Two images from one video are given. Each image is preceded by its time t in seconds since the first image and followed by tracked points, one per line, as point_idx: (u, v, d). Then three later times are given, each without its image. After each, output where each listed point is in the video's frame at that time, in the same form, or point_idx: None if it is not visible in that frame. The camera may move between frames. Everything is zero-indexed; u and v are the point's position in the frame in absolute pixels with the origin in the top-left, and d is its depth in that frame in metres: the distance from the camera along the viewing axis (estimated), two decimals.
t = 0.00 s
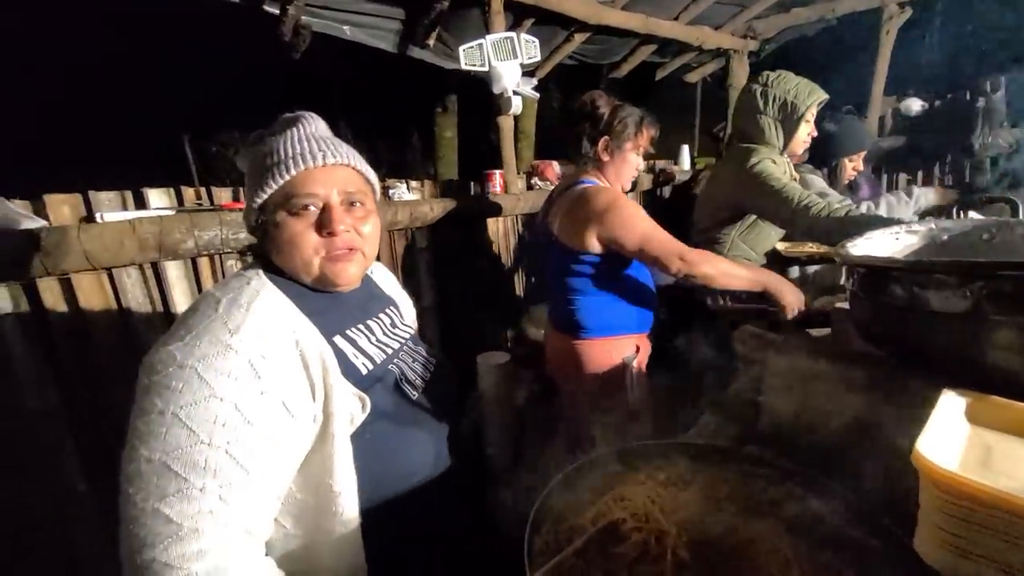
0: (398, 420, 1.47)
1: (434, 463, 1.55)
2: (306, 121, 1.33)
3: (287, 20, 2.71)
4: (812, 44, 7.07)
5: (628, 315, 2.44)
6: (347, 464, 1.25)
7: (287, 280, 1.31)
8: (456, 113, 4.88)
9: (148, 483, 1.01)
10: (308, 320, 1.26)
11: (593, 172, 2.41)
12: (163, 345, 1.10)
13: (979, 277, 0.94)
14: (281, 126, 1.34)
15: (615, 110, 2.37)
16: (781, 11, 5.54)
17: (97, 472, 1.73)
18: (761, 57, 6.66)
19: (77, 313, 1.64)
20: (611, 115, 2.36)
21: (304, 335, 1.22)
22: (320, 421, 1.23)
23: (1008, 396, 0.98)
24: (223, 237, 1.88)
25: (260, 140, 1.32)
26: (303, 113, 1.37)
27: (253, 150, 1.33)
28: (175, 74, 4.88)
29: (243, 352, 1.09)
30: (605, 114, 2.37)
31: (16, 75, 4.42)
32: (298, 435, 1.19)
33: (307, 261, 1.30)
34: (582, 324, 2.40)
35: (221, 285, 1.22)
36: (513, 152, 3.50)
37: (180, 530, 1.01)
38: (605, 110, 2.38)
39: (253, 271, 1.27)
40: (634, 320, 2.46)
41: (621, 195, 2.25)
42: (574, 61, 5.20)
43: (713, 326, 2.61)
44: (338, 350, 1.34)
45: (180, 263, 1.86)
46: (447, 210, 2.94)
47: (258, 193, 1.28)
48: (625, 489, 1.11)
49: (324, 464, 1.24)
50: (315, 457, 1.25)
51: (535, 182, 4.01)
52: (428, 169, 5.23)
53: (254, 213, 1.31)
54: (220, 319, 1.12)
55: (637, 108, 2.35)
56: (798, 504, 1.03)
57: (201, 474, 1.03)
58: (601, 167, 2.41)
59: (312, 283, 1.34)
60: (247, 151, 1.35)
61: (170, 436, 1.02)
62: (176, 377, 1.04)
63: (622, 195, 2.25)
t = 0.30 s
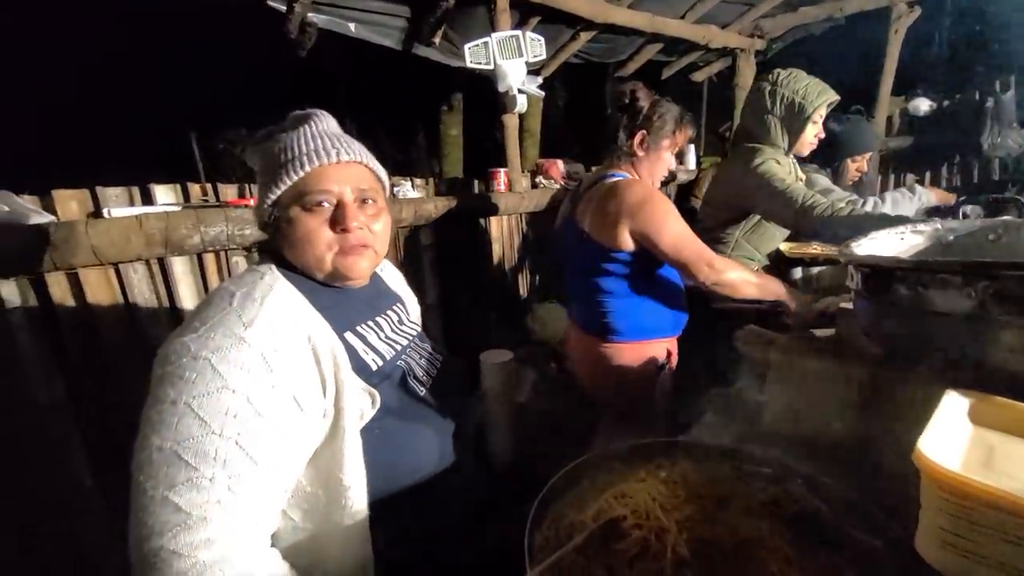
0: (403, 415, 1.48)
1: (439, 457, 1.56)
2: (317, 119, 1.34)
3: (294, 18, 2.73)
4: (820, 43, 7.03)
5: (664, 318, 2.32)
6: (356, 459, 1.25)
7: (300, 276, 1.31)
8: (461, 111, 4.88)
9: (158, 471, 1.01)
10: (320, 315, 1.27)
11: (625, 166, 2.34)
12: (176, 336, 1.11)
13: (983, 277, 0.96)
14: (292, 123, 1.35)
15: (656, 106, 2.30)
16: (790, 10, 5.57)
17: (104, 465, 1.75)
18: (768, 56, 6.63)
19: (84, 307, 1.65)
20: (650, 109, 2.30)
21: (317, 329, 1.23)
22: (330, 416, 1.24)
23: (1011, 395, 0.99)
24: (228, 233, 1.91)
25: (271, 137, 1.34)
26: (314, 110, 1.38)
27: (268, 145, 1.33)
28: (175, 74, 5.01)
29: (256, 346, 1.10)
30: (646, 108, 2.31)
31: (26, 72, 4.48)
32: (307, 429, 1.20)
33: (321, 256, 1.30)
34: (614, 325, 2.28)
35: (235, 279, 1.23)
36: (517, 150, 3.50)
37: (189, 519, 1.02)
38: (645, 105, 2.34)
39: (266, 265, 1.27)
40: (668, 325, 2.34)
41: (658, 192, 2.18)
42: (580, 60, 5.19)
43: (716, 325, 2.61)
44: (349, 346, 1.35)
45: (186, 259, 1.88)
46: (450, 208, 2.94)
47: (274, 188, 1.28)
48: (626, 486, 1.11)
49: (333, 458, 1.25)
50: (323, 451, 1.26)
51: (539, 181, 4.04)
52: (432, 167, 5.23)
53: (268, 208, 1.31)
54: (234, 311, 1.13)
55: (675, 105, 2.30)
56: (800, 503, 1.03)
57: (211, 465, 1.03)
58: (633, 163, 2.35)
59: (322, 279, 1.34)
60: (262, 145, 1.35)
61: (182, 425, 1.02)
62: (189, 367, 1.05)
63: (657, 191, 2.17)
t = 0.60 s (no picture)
0: (404, 413, 1.48)
1: (442, 453, 1.56)
2: (319, 116, 1.31)
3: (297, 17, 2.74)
4: (825, 43, 7.01)
5: (674, 317, 2.23)
6: (358, 456, 1.26)
7: (307, 271, 1.31)
8: (463, 110, 4.89)
9: (162, 463, 1.03)
10: (326, 312, 1.28)
11: (634, 166, 2.23)
12: (183, 330, 1.12)
13: (984, 276, 0.93)
14: (294, 123, 1.29)
15: (668, 108, 2.17)
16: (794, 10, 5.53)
17: (107, 462, 1.76)
18: (773, 56, 6.61)
19: (88, 305, 1.66)
20: (663, 110, 2.18)
21: (322, 326, 1.24)
22: (334, 412, 1.25)
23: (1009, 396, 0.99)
24: (230, 232, 1.91)
25: (283, 135, 1.23)
26: (302, 109, 1.33)
27: (282, 140, 1.22)
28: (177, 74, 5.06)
29: (262, 342, 1.11)
30: (659, 108, 2.18)
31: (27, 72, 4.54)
32: (311, 426, 1.21)
33: (373, 252, 1.34)
34: (623, 324, 2.20)
35: (242, 274, 1.24)
36: (520, 149, 3.50)
37: (191, 511, 1.03)
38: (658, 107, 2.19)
39: (274, 261, 1.28)
40: (680, 324, 2.25)
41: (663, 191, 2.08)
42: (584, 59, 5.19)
43: (717, 325, 2.60)
44: (353, 343, 1.36)
45: (189, 257, 1.89)
46: (453, 208, 2.95)
47: (315, 188, 1.21)
48: (624, 485, 1.12)
49: (335, 454, 1.26)
50: (326, 447, 1.27)
51: (542, 181, 4.05)
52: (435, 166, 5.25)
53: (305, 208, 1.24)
54: (241, 307, 1.14)
55: (688, 108, 2.18)
56: (796, 503, 1.03)
57: (214, 458, 1.04)
58: (643, 164, 2.24)
59: (365, 271, 1.38)
60: (269, 140, 1.22)
61: (187, 419, 1.03)
62: (195, 361, 1.06)
63: (661, 189, 2.07)
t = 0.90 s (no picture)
0: (409, 410, 1.48)
1: (445, 452, 1.57)
2: (323, 115, 1.32)
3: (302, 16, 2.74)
4: (831, 44, 6.99)
5: (684, 321, 2.24)
6: (364, 453, 1.26)
7: (316, 270, 1.33)
8: (467, 110, 4.89)
9: (169, 456, 1.03)
10: (332, 309, 1.28)
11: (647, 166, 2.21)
12: (191, 325, 1.12)
13: (987, 279, 0.92)
14: (301, 121, 1.29)
15: (684, 110, 2.16)
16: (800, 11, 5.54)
17: (112, 457, 1.77)
18: (778, 57, 6.59)
19: (94, 301, 1.68)
20: (679, 112, 2.16)
21: (328, 323, 1.24)
22: (340, 409, 1.25)
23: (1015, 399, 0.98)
24: (235, 229, 1.91)
25: (296, 134, 1.23)
26: (302, 108, 1.34)
27: (301, 140, 1.22)
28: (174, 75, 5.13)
29: (270, 338, 1.12)
30: (675, 109, 2.15)
31: (27, 71, 4.55)
32: (317, 422, 1.21)
33: (389, 247, 1.36)
34: (634, 327, 2.19)
35: (250, 271, 1.25)
36: (524, 149, 3.51)
37: (197, 505, 1.04)
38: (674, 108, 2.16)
39: (282, 258, 1.29)
40: (689, 328, 2.26)
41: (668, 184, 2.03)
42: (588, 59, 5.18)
43: (721, 326, 2.59)
44: (358, 340, 1.37)
45: (195, 253, 1.90)
46: (456, 209, 2.95)
47: (337, 186, 1.22)
48: (626, 484, 1.12)
49: (340, 451, 1.26)
50: (331, 444, 1.27)
51: (546, 181, 4.05)
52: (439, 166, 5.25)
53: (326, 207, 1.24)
54: (249, 303, 1.15)
55: (703, 111, 2.17)
56: (798, 504, 1.03)
57: (221, 453, 1.05)
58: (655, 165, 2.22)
59: (381, 267, 1.40)
60: (284, 140, 1.21)
61: (195, 413, 1.04)
62: (203, 356, 1.07)
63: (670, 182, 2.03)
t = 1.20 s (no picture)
0: (412, 412, 1.48)
1: (447, 454, 1.57)
2: (319, 116, 1.32)
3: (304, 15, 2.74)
4: (832, 46, 6.98)
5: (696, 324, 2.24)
6: (366, 455, 1.26)
7: (318, 271, 1.33)
8: (468, 111, 4.88)
9: (172, 457, 1.03)
10: (336, 311, 1.28)
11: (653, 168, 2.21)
12: (195, 326, 1.12)
13: (992, 281, 0.90)
14: (298, 123, 1.29)
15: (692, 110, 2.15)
16: (801, 12, 5.55)
17: (112, 456, 1.77)
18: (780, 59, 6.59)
19: (96, 300, 1.68)
20: (688, 112, 2.15)
21: (331, 324, 1.24)
22: (343, 411, 1.25)
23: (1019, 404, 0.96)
24: (236, 229, 1.91)
25: (291, 136, 1.23)
26: (299, 110, 1.34)
27: (296, 142, 1.22)
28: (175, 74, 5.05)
29: (273, 339, 1.12)
30: (683, 109, 2.15)
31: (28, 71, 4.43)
32: (320, 424, 1.21)
33: (389, 245, 1.35)
34: (645, 333, 2.19)
35: (254, 272, 1.25)
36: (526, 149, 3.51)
37: (199, 506, 1.03)
38: (683, 108, 2.15)
39: (284, 258, 1.29)
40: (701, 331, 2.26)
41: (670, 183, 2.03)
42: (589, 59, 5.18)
43: (723, 328, 2.60)
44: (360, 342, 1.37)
45: (196, 254, 1.91)
46: (457, 210, 2.94)
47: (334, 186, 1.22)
48: (628, 486, 1.12)
49: (343, 452, 1.26)
50: (334, 445, 1.27)
51: (547, 181, 4.05)
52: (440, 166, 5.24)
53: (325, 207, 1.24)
54: (253, 304, 1.15)
55: (712, 112, 2.17)
56: (800, 506, 1.03)
57: (224, 454, 1.05)
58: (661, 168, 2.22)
59: (383, 267, 1.40)
60: (280, 142, 1.21)
61: (198, 413, 1.04)
62: (206, 357, 1.07)
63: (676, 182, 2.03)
